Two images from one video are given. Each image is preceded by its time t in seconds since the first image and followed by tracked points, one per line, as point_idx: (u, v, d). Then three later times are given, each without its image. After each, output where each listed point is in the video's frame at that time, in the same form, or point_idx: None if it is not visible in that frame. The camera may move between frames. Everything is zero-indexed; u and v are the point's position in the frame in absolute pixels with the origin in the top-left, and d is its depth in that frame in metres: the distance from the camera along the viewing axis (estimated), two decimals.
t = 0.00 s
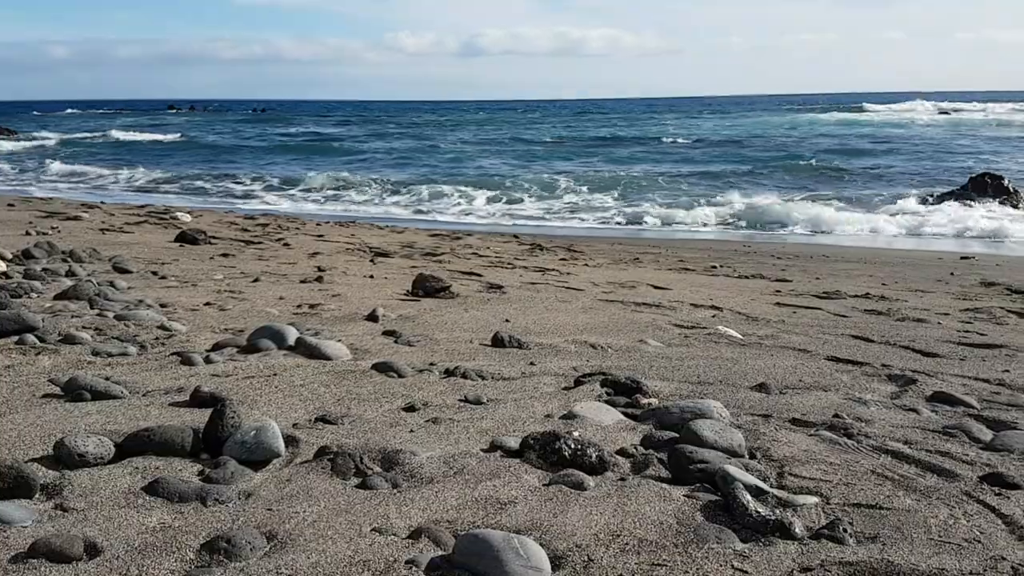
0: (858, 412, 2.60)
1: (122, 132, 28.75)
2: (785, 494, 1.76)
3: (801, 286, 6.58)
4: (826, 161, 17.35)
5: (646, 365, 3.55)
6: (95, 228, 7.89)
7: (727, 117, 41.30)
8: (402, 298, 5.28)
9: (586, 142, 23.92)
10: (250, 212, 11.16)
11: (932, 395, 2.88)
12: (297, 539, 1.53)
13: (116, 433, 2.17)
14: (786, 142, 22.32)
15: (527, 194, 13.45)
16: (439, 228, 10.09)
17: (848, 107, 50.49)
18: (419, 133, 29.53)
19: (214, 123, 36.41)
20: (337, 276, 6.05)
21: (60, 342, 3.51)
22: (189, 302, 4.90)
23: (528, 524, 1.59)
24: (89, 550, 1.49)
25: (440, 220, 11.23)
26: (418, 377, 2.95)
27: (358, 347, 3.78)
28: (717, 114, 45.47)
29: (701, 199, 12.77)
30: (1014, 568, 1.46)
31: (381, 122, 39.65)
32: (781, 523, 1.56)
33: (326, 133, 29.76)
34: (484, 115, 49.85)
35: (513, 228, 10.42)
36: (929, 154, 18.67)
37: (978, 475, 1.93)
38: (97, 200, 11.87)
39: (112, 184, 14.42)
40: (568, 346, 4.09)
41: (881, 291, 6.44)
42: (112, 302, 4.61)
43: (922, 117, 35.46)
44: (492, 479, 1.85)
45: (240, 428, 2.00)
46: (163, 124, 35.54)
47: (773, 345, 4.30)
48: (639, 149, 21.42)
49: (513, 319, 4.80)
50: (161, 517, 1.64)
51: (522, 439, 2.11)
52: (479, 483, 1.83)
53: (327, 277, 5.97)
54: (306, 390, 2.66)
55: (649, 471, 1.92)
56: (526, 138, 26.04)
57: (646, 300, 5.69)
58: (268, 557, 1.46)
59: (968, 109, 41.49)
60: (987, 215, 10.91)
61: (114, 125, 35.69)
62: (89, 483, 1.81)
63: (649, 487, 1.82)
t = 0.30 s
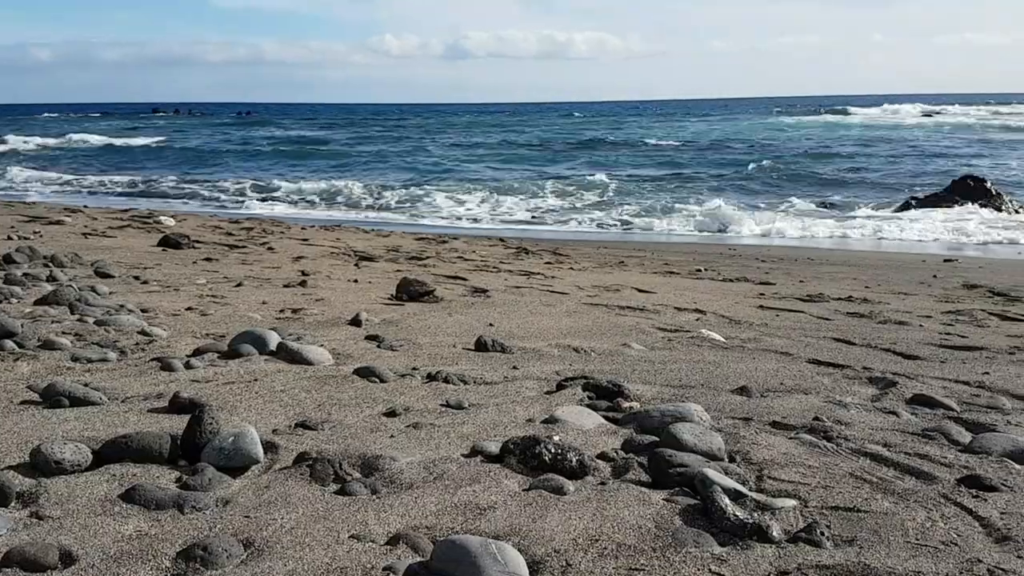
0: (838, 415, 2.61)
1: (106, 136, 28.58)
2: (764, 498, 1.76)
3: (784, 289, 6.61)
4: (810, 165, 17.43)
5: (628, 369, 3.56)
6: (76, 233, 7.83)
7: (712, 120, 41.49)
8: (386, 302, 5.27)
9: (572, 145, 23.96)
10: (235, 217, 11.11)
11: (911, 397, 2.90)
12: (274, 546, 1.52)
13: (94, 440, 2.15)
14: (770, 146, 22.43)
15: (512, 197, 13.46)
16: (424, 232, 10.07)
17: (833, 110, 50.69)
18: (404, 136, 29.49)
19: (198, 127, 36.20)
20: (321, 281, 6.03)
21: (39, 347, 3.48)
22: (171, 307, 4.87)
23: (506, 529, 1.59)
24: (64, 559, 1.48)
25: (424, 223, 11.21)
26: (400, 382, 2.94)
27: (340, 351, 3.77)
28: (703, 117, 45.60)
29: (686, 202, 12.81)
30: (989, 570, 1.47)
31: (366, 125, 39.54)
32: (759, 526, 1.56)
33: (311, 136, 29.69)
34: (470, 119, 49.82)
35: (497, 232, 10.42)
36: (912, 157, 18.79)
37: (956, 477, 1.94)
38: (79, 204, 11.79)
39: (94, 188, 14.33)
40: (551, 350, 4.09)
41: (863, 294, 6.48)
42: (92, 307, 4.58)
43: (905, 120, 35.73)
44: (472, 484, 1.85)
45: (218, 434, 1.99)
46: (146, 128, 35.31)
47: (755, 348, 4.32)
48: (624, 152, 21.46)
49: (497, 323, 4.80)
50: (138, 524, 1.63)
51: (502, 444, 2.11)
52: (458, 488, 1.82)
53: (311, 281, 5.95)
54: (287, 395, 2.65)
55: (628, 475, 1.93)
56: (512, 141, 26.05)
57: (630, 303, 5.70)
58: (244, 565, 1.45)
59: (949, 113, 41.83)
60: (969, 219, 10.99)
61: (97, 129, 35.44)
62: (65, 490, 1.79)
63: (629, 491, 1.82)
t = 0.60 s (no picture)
0: (817, 417, 2.63)
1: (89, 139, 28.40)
2: (743, 501, 1.76)
3: (768, 291, 6.64)
4: (794, 167, 17.52)
5: (610, 372, 3.56)
6: (58, 237, 7.77)
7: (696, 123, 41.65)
8: (369, 306, 5.25)
9: (557, 148, 24.00)
10: (219, 220, 11.06)
11: (890, 398, 2.91)
12: (249, 553, 1.51)
13: (71, 447, 2.13)
14: (753, 148, 22.52)
15: (497, 199, 13.46)
16: (409, 235, 10.06)
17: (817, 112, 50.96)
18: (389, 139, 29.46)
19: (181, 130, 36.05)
20: (304, 284, 6.00)
21: (17, 354, 3.45)
22: (151, 311, 4.83)
23: (485, 534, 1.58)
24: (37, 567, 1.47)
25: (409, 226, 11.19)
26: (381, 387, 2.91)
27: (321, 355, 3.75)
28: (688, 120, 45.70)
29: (670, 204, 12.85)
30: (964, 570, 1.48)
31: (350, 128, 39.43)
32: (736, 529, 1.57)
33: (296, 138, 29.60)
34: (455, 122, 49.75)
35: (482, 235, 10.42)
36: (894, 160, 18.91)
37: (932, 478, 1.95)
38: (60, 208, 11.70)
39: (76, 191, 14.22)
40: (534, 353, 4.09)
41: (845, 295, 6.52)
42: (72, 312, 4.54)
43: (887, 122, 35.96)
44: (451, 488, 1.83)
45: (195, 440, 1.98)
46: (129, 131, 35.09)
47: (736, 350, 4.33)
48: (609, 155, 21.48)
49: (480, 326, 4.79)
50: (113, 532, 1.61)
51: (482, 448, 2.10)
52: (437, 492, 1.81)
53: (294, 285, 5.92)
54: (266, 400, 2.62)
55: (608, 478, 1.93)
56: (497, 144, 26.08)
57: (613, 306, 5.71)
58: (220, 572, 1.44)
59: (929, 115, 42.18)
60: (951, 221, 11.08)
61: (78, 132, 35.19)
62: (39, 497, 1.77)
63: (609, 495, 1.82)
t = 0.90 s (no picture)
0: (796, 417, 2.64)
1: (72, 142, 28.20)
2: (722, 501, 1.77)
3: (750, 292, 6.67)
4: (777, 168, 17.62)
5: (592, 373, 3.56)
6: (39, 240, 7.71)
7: (680, 124, 41.80)
8: (353, 308, 5.24)
9: (542, 149, 24.03)
10: (202, 222, 11.01)
11: (869, 398, 2.93)
12: (225, 559, 1.50)
13: (48, 453, 2.12)
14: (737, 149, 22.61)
15: (482, 200, 13.45)
16: (393, 237, 10.05)
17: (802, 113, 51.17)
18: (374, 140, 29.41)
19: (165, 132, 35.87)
20: (287, 287, 5.98)
21: None
22: (132, 315, 4.80)
23: (463, 537, 1.58)
24: None
25: (393, 228, 11.17)
26: (363, 390, 2.89)
27: (302, 357, 3.73)
28: (673, 122, 45.82)
29: (655, 206, 12.88)
30: (938, 570, 1.49)
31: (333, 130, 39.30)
32: (713, 530, 1.57)
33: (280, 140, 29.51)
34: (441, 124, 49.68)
35: (467, 236, 10.41)
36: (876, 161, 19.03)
37: (908, 478, 1.96)
38: (41, 211, 11.60)
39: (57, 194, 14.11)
40: (517, 355, 4.08)
41: (826, 296, 6.56)
42: (51, 316, 4.50)
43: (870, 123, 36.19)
44: (429, 490, 1.82)
45: (172, 445, 1.96)
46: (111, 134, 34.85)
47: (718, 351, 4.35)
48: (594, 156, 21.50)
49: (463, 328, 4.79)
50: (87, 538, 1.60)
51: (462, 450, 2.09)
52: (416, 495, 1.80)
53: (276, 288, 5.89)
54: (244, 404, 2.60)
55: (588, 479, 1.93)
56: (482, 145, 26.08)
57: (597, 307, 5.72)
58: None
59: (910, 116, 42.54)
60: (932, 221, 11.17)
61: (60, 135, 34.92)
62: (13, 504, 1.76)
63: (588, 497, 1.82)
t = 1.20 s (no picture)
0: (777, 417, 2.65)
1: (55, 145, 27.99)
2: (700, 502, 1.78)
3: (734, 293, 6.70)
4: (762, 169, 17.69)
5: (576, 375, 3.56)
6: (21, 243, 7.64)
7: (666, 126, 41.90)
8: (337, 310, 5.23)
9: (527, 151, 24.05)
10: (187, 224, 10.95)
11: (849, 398, 2.95)
12: (202, 563, 1.50)
13: (26, 457, 2.10)
14: (722, 150, 22.69)
15: (467, 202, 13.45)
16: (379, 238, 10.03)
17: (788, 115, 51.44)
18: (360, 142, 29.36)
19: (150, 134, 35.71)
20: (272, 289, 5.96)
21: None
22: (114, 318, 4.77)
23: (442, 539, 1.58)
24: None
25: (378, 229, 11.14)
26: (345, 392, 2.87)
27: (285, 360, 3.71)
28: (658, 123, 45.93)
29: (640, 207, 12.91)
30: (914, 569, 1.50)
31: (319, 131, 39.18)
32: (691, 530, 1.58)
33: (265, 142, 29.41)
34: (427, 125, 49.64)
35: (452, 238, 10.40)
36: (859, 161, 19.15)
37: (886, 477, 1.97)
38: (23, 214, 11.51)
39: (39, 196, 14.01)
40: (500, 356, 4.08)
41: (810, 296, 6.60)
42: (33, 319, 4.47)
43: (853, 125, 36.43)
44: (410, 492, 1.82)
45: (150, 449, 1.96)
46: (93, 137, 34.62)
47: (700, 352, 4.37)
48: (579, 158, 21.53)
49: (447, 330, 4.78)
50: (64, 543, 1.59)
51: (443, 452, 2.09)
52: (396, 497, 1.79)
53: (261, 290, 5.87)
54: (225, 407, 2.59)
55: (568, 481, 1.93)
56: (467, 147, 26.06)
57: (582, 308, 5.72)
58: None
59: (893, 117, 42.84)
60: (915, 222, 11.25)
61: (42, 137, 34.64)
62: None
63: (569, 498, 1.82)
